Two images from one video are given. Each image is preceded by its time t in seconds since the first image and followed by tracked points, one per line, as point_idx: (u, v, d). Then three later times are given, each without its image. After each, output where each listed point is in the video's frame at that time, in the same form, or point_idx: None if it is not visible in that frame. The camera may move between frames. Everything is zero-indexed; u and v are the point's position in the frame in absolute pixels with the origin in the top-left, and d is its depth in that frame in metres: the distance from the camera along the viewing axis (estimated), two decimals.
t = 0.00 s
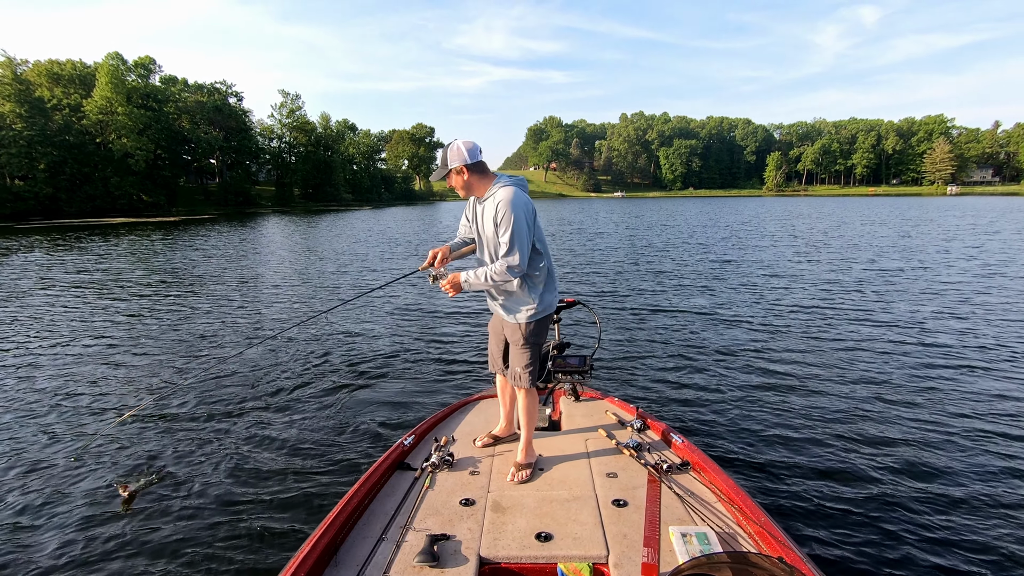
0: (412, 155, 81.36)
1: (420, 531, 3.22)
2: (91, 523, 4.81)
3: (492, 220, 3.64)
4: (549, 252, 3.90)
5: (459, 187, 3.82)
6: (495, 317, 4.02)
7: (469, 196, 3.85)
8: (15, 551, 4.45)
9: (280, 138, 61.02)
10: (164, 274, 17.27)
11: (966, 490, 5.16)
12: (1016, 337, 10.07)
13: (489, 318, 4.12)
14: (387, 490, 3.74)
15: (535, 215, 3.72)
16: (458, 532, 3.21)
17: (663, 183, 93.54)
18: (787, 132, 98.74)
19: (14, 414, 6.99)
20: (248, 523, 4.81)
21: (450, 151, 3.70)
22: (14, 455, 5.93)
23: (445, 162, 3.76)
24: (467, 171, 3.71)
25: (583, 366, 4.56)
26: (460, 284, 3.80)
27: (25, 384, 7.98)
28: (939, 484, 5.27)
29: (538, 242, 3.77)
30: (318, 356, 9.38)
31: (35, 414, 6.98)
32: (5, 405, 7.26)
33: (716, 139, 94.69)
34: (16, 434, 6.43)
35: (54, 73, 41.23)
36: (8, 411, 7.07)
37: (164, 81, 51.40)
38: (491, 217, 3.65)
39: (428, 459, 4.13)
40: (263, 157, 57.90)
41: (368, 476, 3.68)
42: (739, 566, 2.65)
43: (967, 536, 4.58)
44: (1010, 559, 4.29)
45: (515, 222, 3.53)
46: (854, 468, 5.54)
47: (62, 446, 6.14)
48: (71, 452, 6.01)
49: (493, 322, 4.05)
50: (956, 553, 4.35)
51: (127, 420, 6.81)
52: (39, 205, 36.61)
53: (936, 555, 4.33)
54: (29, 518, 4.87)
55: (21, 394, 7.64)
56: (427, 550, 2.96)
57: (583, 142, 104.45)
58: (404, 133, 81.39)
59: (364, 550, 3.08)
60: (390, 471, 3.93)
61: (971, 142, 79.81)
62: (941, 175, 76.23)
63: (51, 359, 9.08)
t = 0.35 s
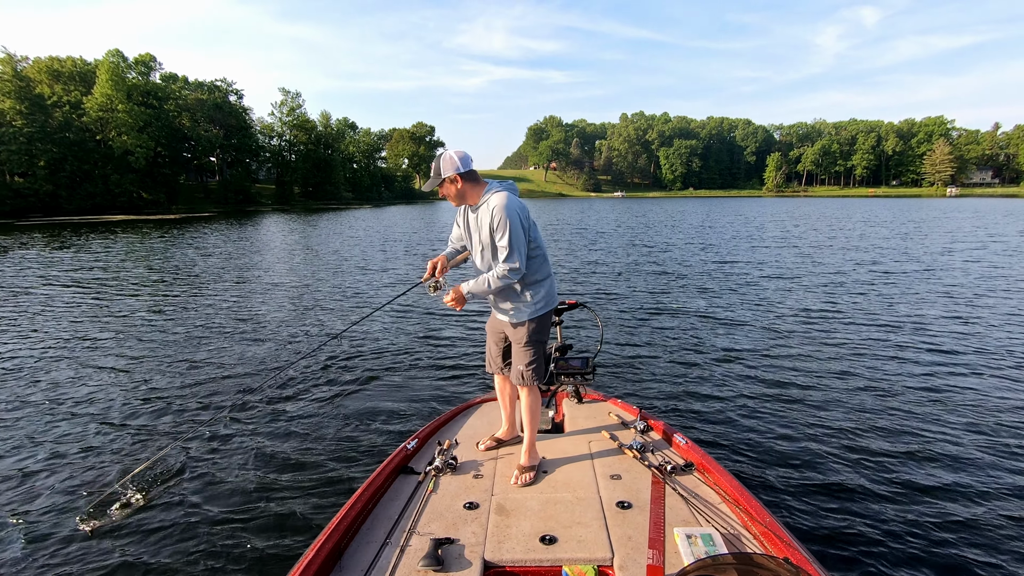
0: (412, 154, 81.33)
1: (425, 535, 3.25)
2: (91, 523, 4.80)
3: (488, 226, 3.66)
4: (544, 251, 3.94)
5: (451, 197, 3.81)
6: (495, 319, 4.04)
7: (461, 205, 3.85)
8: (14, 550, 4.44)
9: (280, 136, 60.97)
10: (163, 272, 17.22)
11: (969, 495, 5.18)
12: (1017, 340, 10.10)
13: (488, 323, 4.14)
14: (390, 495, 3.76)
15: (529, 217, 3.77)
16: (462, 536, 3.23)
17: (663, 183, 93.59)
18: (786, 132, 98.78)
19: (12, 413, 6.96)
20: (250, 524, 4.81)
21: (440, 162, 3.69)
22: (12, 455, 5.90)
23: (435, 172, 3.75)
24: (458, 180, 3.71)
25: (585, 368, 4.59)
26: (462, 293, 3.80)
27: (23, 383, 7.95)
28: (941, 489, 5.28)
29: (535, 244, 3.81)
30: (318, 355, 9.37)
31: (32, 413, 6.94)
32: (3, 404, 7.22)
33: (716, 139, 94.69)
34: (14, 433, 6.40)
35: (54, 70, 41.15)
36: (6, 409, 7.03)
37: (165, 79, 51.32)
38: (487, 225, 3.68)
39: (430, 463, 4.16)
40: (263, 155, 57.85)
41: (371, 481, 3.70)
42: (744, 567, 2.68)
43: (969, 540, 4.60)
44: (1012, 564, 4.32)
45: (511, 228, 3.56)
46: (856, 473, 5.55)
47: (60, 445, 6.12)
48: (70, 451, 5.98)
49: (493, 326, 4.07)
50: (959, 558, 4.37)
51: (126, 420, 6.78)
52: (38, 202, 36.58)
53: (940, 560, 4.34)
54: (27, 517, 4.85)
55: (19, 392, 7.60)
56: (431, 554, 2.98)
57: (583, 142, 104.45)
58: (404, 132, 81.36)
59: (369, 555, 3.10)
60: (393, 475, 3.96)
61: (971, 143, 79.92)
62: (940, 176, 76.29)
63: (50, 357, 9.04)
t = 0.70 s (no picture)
0: (413, 152, 81.30)
1: (423, 535, 3.26)
2: (90, 520, 4.80)
3: (488, 225, 3.69)
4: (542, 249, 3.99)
5: (450, 200, 3.81)
6: (493, 318, 4.04)
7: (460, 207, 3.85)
8: (11, 547, 4.43)
9: (280, 133, 60.92)
10: (162, 268, 17.18)
11: (968, 498, 5.18)
12: (1017, 342, 10.10)
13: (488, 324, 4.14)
14: (389, 494, 3.78)
15: (528, 216, 3.81)
16: (461, 536, 3.25)
17: (663, 183, 93.60)
18: (787, 133, 98.84)
19: (8, 410, 6.92)
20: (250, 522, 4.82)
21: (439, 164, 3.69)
22: (9, 452, 5.88)
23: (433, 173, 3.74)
24: (456, 182, 3.72)
25: (583, 368, 4.61)
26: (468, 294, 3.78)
27: (19, 380, 7.91)
28: (941, 492, 5.29)
29: (535, 242, 3.85)
30: (317, 353, 9.34)
31: (29, 410, 6.91)
32: None
33: (716, 139, 94.71)
34: (11, 430, 6.37)
35: (55, 64, 41.11)
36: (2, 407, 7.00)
37: (166, 74, 51.28)
38: (489, 224, 3.69)
39: (430, 462, 4.17)
40: (263, 151, 57.83)
41: (371, 480, 3.72)
42: (743, 566, 2.71)
43: (969, 543, 4.60)
44: (1011, 566, 4.32)
45: (514, 226, 3.59)
46: (856, 475, 5.55)
47: (57, 443, 6.10)
48: (67, 449, 5.97)
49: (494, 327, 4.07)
50: (958, 561, 4.37)
51: (124, 417, 6.76)
52: (38, 197, 36.59)
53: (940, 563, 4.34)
54: (25, 514, 4.85)
55: (14, 389, 7.56)
56: (430, 554, 3.00)
57: (583, 141, 104.49)
58: (405, 129, 81.31)
59: (367, 555, 3.12)
60: (392, 475, 3.97)
61: (971, 144, 79.93)
62: (940, 177, 76.32)
63: (46, 354, 9.00)
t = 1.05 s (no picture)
0: (414, 151, 81.25)
1: (418, 531, 3.28)
2: (86, 516, 4.82)
3: (484, 222, 3.70)
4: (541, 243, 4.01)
5: (446, 196, 3.83)
6: (492, 313, 4.06)
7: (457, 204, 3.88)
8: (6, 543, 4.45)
9: (281, 131, 60.93)
10: (162, 266, 17.20)
11: (963, 501, 5.19)
12: (1016, 344, 10.10)
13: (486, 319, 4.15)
14: (384, 489, 3.80)
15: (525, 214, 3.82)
16: (455, 532, 3.26)
17: (664, 183, 93.45)
18: (788, 133, 98.75)
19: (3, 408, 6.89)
20: (246, 518, 4.83)
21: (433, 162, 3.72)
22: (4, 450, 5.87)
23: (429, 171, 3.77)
24: (453, 179, 3.74)
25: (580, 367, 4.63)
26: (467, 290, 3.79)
27: (15, 378, 7.89)
28: (938, 495, 5.28)
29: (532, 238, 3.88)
30: (315, 353, 9.35)
31: (24, 408, 6.90)
32: None
33: (717, 139, 94.63)
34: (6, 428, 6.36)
35: (57, 63, 41.12)
36: None
37: (167, 73, 51.29)
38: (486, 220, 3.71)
39: (426, 459, 4.19)
40: (264, 150, 57.91)
41: (366, 476, 3.74)
42: (736, 566, 2.72)
43: (963, 546, 4.60)
44: (1005, 569, 4.32)
45: (511, 222, 3.61)
46: (852, 478, 5.55)
47: (53, 440, 6.10)
48: (65, 446, 5.98)
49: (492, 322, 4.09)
50: (954, 565, 4.36)
51: (120, 415, 6.76)
52: (40, 194, 36.69)
53: (935, 566, 4.35)
54: (19, 511, 4.85)
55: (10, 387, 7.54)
56: (425, 550, 3.01)
57: (584, 140, 104.43)
58: (406, 128, 81.27)
59: (362, 550, 3.14)
60: (388, 470, 3.99)
61: (972, 145, 79.83)
62: (942, 177, 76.23)
63: (43, 352, 8.98)
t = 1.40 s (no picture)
0: (415, 152, 81.27)
1: (416, 529, 3.29)
2: (84, 518, 4.82)
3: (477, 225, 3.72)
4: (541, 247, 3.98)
5: (445, 200, 3.87)
6: (492, 312, 4.07)
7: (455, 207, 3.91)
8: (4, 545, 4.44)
9: (283, 133, 61.03)
10: (163, 268, 17.26)
11: (963, 506, 5.18)
12: (1017, 345, 10.07)
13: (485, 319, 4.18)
14: (382, 487, 3.81)
15: (521, 217, 3.81)
16: (453, 530, 3.27)
17: (666, 182, 93.32)
18: (790, 132, 98.55)
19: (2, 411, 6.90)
20: (245, 520, 4.84)
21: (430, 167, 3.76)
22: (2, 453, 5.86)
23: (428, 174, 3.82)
24: (452, 183, 3.76)
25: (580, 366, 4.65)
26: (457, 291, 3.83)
27: (14, 380, 7.91)
28: (937, 499, 5.28)
29: (529, 242, 3.85)
30: (315, 354, 9.36)
31: (24, 410, 6.91)
32: None
33: (719, 138, 94.51)
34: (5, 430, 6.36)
35: (59, 65, 41.26)
36: None
37: (170, 74, 51.43)
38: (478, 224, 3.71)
39: (424, 457, 4.20)
40: (266, 152, 58.06)
41: (364, 473, 3.75)
42: (734, 566, 2.72)
43: (962, 551, 4.60)
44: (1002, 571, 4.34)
45: (500, 225, 3.61)
46: (850, 481, 5.56)
47: (53, 443, 6.11)
48: (65, 448, 5.98)
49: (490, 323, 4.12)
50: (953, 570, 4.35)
51: (119, 417, 6.76)
52: (43, 197, 36.88)
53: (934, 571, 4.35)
54: (17, 513, 4.85)
55: (10, 390, 7.56)
56: (422, 548, 3.02)
57: (586, 140, 104.40)
58: (407, 129, 81.31)
59: (359, 547, 3.15)
60: (386, 468, 4.01)
61: (974, 143, 79.56)
62: (944, 176, 76.00)
63: (43, 355, 9.00)
